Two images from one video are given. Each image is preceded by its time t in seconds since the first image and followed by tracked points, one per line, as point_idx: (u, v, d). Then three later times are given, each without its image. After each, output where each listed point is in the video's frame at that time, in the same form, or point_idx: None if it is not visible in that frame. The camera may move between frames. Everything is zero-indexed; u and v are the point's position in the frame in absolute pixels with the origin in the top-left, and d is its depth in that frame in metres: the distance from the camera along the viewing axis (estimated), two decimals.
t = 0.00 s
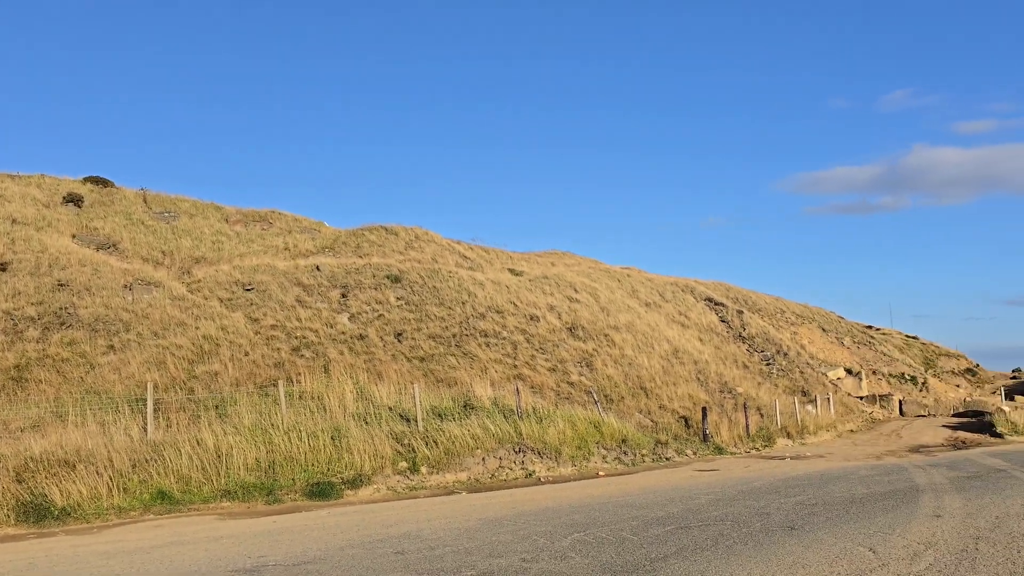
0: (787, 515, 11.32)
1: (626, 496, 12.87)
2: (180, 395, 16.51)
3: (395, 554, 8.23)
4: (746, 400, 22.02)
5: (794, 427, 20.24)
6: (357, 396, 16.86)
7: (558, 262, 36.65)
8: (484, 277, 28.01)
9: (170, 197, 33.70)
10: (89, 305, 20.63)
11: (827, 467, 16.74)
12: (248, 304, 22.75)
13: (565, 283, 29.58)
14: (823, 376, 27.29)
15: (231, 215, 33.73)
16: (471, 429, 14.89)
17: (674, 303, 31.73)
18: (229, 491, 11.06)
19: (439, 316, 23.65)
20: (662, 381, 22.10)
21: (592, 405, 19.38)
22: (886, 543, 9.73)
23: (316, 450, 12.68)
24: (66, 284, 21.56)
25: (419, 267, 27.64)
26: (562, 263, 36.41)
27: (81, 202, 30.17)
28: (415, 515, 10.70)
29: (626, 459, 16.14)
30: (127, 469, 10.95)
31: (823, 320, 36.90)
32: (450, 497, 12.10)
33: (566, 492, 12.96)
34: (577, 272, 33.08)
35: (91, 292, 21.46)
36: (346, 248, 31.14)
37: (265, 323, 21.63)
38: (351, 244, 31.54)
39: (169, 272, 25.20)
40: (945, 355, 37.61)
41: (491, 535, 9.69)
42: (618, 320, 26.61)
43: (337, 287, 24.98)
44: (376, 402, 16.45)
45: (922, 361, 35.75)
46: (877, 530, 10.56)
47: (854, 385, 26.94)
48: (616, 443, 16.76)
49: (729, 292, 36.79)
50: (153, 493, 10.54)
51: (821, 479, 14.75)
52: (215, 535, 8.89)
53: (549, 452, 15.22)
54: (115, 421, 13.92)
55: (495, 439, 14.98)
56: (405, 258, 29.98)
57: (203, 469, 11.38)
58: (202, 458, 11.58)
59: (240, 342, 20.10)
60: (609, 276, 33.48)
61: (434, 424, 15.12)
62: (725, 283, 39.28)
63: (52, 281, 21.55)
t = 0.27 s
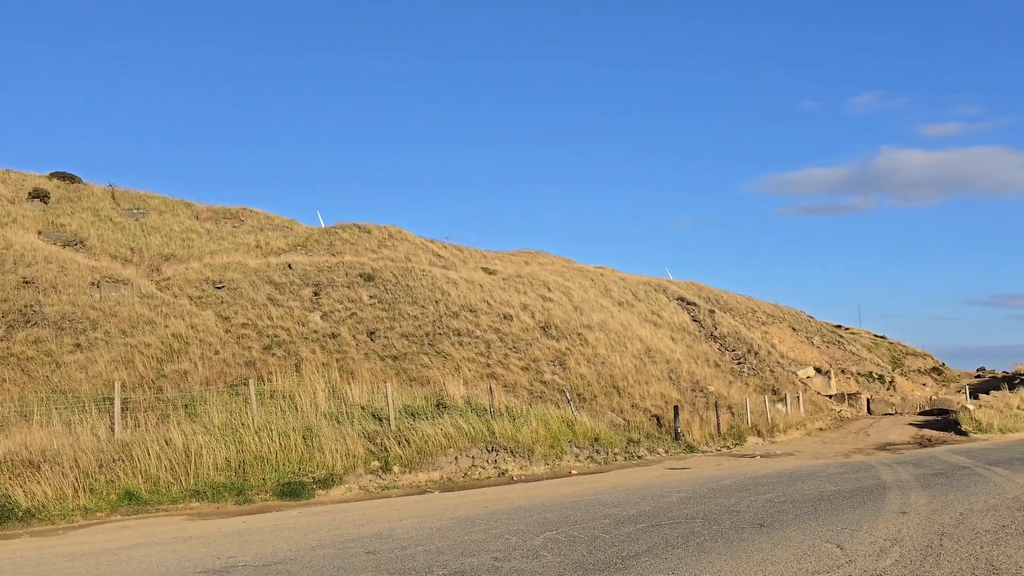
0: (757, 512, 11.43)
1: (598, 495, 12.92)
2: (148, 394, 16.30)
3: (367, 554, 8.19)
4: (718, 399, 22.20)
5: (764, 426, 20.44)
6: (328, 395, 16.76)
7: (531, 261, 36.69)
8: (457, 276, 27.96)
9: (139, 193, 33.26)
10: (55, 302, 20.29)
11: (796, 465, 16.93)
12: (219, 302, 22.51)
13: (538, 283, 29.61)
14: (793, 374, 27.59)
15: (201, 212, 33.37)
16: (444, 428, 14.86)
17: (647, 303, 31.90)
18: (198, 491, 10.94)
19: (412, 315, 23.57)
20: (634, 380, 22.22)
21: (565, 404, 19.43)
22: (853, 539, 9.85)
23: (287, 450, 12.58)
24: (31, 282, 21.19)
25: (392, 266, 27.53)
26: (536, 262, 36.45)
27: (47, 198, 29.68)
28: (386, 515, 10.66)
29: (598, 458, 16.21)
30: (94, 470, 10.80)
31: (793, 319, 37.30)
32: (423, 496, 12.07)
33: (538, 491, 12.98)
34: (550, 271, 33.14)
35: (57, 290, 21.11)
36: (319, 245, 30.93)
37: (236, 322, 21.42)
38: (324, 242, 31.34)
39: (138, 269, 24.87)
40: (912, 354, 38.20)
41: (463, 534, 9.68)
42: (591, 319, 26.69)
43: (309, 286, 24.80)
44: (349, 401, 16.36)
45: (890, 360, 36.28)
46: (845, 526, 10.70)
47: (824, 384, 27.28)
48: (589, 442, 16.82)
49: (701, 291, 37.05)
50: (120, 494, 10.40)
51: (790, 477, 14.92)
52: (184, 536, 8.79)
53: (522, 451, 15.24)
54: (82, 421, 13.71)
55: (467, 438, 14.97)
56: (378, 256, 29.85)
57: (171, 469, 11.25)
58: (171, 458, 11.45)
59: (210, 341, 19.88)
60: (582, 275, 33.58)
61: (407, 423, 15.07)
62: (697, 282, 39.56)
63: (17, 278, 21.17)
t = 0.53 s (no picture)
0: (730, 510, 11.51)
1: (573, 493, 12.95)
2: (119, 393, 16.09)
3: (340, 553, 8.15)
4: (692, 397, 22.33)
5: (738, 424, 20.59)
6: (303, 394, 16.65)
7: (507, 260, 36.71)
8: (433, 274, 27.88)
9: (110, 190, 32.83)
10: (23, 300, 19.97)
11: (769, 463, 17.08)
12: (191, 300, 22.27)
13: (514, 281, 29.61)
14: (767, 373, 27.82)
15: (174, 209, 33.00)
16: (419, 427, 14.82)
17: (623, 302, 32.01)
18: (169, 491, 10.81)
19: (388, 313, 23.47)
20: (610, 378, 22.30)
21: (541, 402, 19.46)
22: (824, 536, 9.95)
23: (261, 449, 12.47)
24: None
25: (368, 264, 27.39)
26: (512, 261, 36.45)
27: (16, 194, 29.21)
28: (360, 514, 10.61)
29: (573, 456, 16.25)
30: (62, 470, 10.65)
31: (767, 318, 37.61)
32: (397, 495, 12.03)
33: (513, 489, 12.99)
34: (526, 270, 33.16)
35: (25, 287, 20.78)
36: (293, 243, 30.71)
37: (209, 320, 21.20)
38: (299, 240, 31.12)
39: (109, 267, 24.55)
40: (883, 352, 38.69)
41: (438, 533, 9.65)
42: (567, 318, 26.73)
43: (284, 283, 24.61)
44: (323, 399, 16.26)
45: (861, 359, 36.72)
46: (816, 523, 10.81)
47: (797, 382, 27.55)
48: (564, 440, 16.86)
49: (676, 290, 37.25)
50: (90, 494, 10.25)
51: (763, 475, 15.04)
52: (155, 537, 8.69)
53: (498, 450, 15.23)
54: (51, 420, 13.51)
55: (443, 437, 14.94)
56: (353, 254, 29.69)
57: (142, 469, 11.11)
58: (141, 458, 11.30)
59: (183, 339, 19.67)
60: (558, 274, 33.63)
61: (382, 422, 15.01)
62: (673, 281, 39.77)
63: None
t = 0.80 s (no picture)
0: (710, 508, 11.57)
1: (555, 491, 12.98)
2: (97, 392, 15.94)
3: (321, 552, 8.12)
4: (674, 396, 22.43)
5: (719, 422, 20.71)
6: (284, 393, 16.56)
7: (490, 258, 36.68)
8: (416, 273, 27.82)
9: (88, 186, 32.51)
10: None
11: (749, 461, 17.18)
12: (171, 298, 22.09)
13: (497, 280, 29.60)
14: (748, 372, 27.99)
15: (154, 206, 32.72)
16: (401, 425, 14.78)
17: (605, 300, 32.09)
18: (148, 490, 10.72)
19: (370, 312, 23.39)
20: (592, 377, 22.35)
21: (523, 401, 19.47)
22: (804, 534, 10.02)
23: (242, 448, 12.40)
24: None
25: (350, 262, 27.28)
26: (495, 259, 36.44)
27: None
28: (341, 513, 10.56)
29: (555, 454, 16.28)
30: (39, 470, 10.54)
31: (748, 317, 37.83)
32: (379, 494, 12.00)
33: (495, 488, 13.00)
34: (509, 268, 33.16)
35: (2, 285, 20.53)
36: (275, 241, 30.55)
37: (189, 318, 21.04)
38: (280, 238, 30.96)
39: (87, 264, 24.31)
40: (863, 351, 39.03)
41: (419, 532, 9.63)
42: (550, 317, 26.76)
43: (265, 281, 24.47)
44: (304, 398, 16.18)
45: (841, 358, 37.02)
46: (796, 521, 10.88)
47: (777, 381, 27.73)
48: (546, 439, 16.89)
49: (659, 289, 37.39)
50: (67, 493, 10.15)
51: (744, 473, 15.14)
52: (134, 536, 8.62)
53: (480, 448, 15.23)
54: (27, 419, 13.35)
55: (425, 435, 14.92)
56: (335, 252, 29.57)
57: (120, 468, 11.01)
58: (120, 457, 11.20)
59: (162, 337, 19.51)
60: (541, 272, 33.65)
61: (363, 420, 14.96)
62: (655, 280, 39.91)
63: None
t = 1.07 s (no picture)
0: (698, 506, 11.61)
1: (544, 490, 12.99)
2: (83, 390, 15.84)
3: (308, 552, 8.10)
4: (662, 395, 22.49)
5: (707, 421, 20.79)
6: (271, 391, 16.50)
7: (479, 257, 36.65)
8: (405, 271, 27.77)
9: (74, 184, 32.28)
10: None
11: (737, 459, 17.26)
12: (158, 296, 21.96)
13: (486, 279, 29.58)
14: (735, 371, 28.09)
15: (140, 204, 32.53)
16: (389, 424, 14.76)
17: (594, 299, 32.13)
18: (135, 489, 10.66)
19: (358, 310, 23.32)
20: (580, 376, 22.39)
21: (512, 400, 19.48)
22: (791, 532, 10.07)
23: (229, 447, 12.34)
24: None
25: (338, 261, 27.20)
26: (484, 258, 36.42)
27: None
28: (329, 512, 10.53)
29: (544, 453, 16.29)
30: (24, 469, 10.46)
31: (736, 316, 37.97)
32: (367, 493, 11.98)
33: (484, 487, 13.00)
34: (498, 267, 33.15)
35: None
36: (263, 239, 30.43)
37: (176, 316, 20.93)
38: (268, 236, 30.85)
39: (73, 262, 24.13)
40: (849, 350, 39.23)
41: (407, 531, 9.62)
42: (538, 316, 26.77)
43: (253, 280, 24.37)
44: (292, 397, 16.12)
45: (828, 357, 37.21)
46: (782, 519, 10.94)
47: (765, 380, 27.85)
48: (535, 438, 16.91)
49: (647, 288, 37.48)
50: (52, 493, 10.08)
51: (731, 471, 15.20)
52: (120, 536, 8.57)
53: (469, 447, 15.23)
54: (11, 418, 13.25)
55: (413, 434, 14.90)
56: (324, 250, 29.49)
57: (106, 467, 10.94)
58: (106, 456, 11.13)
59: (149, 336, 19.40)
60: (529, 271, 33.67)
61: (352, 419, 14.93)
62: (643, 279, 39.99)
63: None
